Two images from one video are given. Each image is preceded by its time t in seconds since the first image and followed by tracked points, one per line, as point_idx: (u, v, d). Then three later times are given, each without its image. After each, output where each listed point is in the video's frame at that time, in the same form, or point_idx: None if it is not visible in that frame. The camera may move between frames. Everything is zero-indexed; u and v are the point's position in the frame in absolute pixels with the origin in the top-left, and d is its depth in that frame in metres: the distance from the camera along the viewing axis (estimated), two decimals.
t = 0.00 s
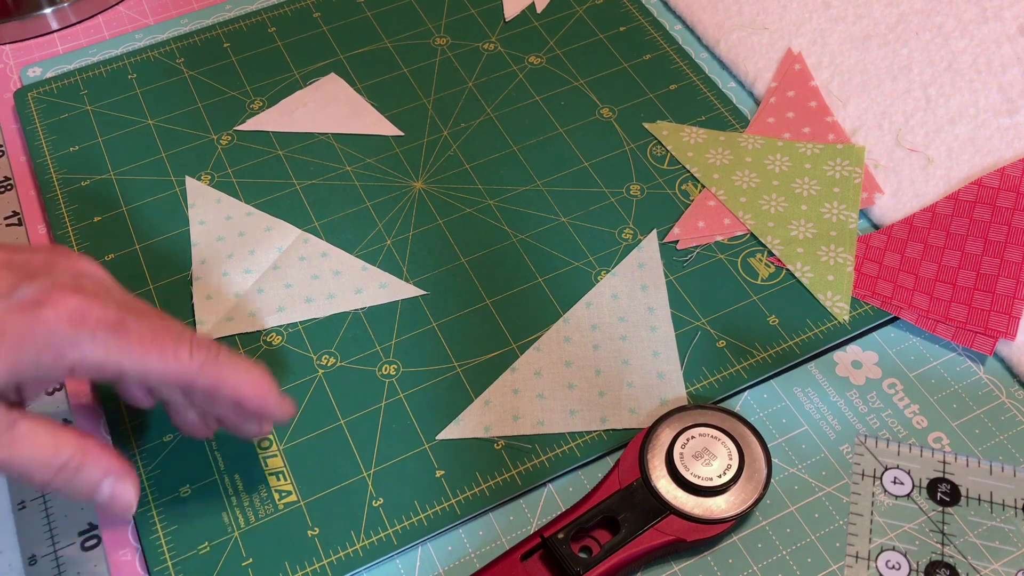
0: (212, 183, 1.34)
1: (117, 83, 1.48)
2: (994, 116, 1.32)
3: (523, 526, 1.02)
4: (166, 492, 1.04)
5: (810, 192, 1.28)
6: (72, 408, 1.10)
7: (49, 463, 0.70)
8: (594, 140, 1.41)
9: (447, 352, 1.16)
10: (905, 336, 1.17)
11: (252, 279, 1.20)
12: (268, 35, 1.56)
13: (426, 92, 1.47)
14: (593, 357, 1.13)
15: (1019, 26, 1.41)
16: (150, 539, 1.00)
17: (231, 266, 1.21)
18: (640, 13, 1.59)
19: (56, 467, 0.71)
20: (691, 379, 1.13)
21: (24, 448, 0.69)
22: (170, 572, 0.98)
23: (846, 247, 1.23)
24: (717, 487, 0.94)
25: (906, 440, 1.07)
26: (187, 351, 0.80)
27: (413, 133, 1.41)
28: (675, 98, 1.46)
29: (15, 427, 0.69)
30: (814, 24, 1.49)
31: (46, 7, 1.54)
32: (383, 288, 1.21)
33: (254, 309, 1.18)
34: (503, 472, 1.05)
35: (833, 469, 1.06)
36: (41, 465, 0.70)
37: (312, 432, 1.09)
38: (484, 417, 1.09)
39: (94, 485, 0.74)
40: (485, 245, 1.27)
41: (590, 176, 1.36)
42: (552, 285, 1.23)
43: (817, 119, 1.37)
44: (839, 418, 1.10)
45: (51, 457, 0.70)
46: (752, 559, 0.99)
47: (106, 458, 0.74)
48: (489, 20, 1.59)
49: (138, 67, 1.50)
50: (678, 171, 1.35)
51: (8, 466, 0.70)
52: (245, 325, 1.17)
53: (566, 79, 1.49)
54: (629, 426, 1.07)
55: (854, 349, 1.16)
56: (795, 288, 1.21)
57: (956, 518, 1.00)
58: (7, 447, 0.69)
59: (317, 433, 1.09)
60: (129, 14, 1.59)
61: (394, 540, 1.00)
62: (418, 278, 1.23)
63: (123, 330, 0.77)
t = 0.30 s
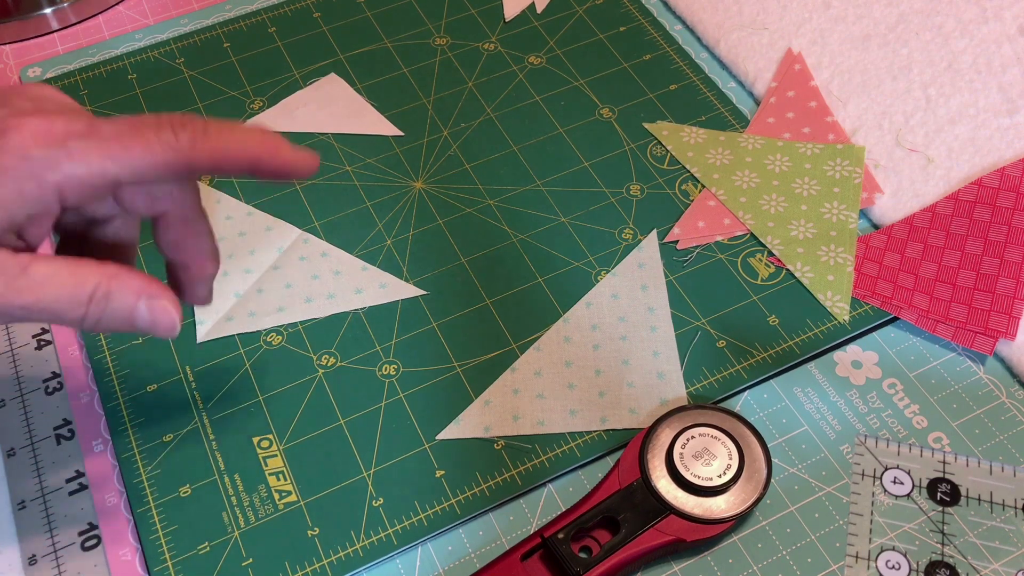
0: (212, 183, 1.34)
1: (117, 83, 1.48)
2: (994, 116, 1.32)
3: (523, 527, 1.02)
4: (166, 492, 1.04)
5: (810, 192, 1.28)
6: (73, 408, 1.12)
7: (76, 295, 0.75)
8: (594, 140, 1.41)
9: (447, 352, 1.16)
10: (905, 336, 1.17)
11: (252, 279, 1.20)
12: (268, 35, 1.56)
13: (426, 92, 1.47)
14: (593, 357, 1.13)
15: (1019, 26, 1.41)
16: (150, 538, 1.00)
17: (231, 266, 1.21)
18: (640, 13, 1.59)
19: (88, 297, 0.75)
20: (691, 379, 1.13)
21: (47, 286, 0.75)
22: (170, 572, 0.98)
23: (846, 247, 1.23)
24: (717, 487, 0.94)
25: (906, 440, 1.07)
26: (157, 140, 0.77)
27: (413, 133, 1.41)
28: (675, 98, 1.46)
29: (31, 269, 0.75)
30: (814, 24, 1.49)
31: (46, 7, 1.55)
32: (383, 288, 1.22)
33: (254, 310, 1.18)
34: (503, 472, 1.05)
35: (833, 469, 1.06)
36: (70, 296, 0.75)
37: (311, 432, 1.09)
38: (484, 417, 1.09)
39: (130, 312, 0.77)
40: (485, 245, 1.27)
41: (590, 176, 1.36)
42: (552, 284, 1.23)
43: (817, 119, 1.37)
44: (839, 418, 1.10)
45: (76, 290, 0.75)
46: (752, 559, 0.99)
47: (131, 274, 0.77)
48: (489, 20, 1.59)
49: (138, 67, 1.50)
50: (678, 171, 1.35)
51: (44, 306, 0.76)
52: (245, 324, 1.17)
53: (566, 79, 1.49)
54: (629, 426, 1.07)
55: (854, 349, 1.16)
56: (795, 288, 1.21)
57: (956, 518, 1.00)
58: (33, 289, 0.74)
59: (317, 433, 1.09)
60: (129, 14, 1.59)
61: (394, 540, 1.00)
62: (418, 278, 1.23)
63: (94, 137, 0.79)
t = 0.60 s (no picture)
0: (212, 183, 1.35)
1: (117, 83, 1.48)
2: (994, 116, 1.32)
3: (523, 526, 1.02)
4: (166, 492, 1.04)
5: (810, 192, 1.28)
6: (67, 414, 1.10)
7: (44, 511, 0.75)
8: (594, 140, 1.41)
9: (447, 352, 1.16)
10: (905, 335, 1.17)
11: (252, 279, 1.20)
12: (268, 35, 1.56)
13: (426, 92, 1.47)
14: (593, 357, 1.13)
15: (1019, 25, 1.40)
16: (150, 539, 1.00)
17: (231, 266, 1.21)
18: (640, 13, 1.59)
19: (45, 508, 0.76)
20: (691, 379, 1.13)
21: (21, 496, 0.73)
22: (170, 572, 0.98)
23: (846, 247, 1.23)
24: (718, 487, 0.94)
25: (906, 440, 1.07)
26: (176, 407, 0.91)
27: (413, 133, 1.41)
28: (675, 98, 1.46)
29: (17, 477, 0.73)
30: (814, 24, 1.49)
31: (46, 8, 1.55)
32: (383, 288, 1.22)
33: (254, 309, 1.18)
34: (503, 472, 1.05)
35: (833, 469, 1.06)
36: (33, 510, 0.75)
37: (311, 432, 1.09)
38: (484, 417, 1.09)
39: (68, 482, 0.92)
40: (485, 245, 1.27)
41: (590, 176, 1.36)
42: (552, 285, 1.23)
43: (817, 119, 1.37)
44: (839, 418, 1.10)
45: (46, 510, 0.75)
46: (753, 559, 0.99)
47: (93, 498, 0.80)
48: (489, 20, 1.59)
49: (138, 67, 1.51)
50: (678, 171, 1.36)
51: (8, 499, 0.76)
52: (245, 324, 1.17)
53: (566, 79, 1.49)
54: (629, 426, 1.07)
55: (854, 349, 1.16)
56: (795, 288, 1.21)
57: (956, 518, 1.00)
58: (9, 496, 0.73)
59: (317, 433, 1.09)
60: (129, 14, 1.59)
61: (394, 540, 1.00)
62: (418, 278, 1.23)
63: (123, 396, 0.85)
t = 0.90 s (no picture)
0: (212, 183, 1.35)
1: (117, 83, 1.48)
2: (994, 116, 1.32)
3: (523, 526, 1.02)
4: (166, 492, 1.04)
5: (810, 192, 1.28)
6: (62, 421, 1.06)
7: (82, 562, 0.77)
8: (594, 140, 1.41)
9: (447, 352, 1.16)
10: (905, 335, 1.17)
11: (252, 279, 1.20)
12: (268, 35, 1.56)
13: (426, 92, 1.47)
14: (593, 357, 1.13)
15: (1019, 25, 1.41)
16: (150, 539, 1.00)
17: (231, 266, 1.21)
18: (641, 13, 1.59)
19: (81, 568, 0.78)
20: (691, 379, 1.13)
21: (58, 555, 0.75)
22: (170, 572, 0.98)
23: (846, 247, 1.23)
24: (718, 487, 0.94)
25: (906, 440, 1.07)
26: (206, 440, 0.88)
27: (413, 133, 1.41)
28: (675, 98, 1.46)
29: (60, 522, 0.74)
30: (813, 24, 1.49)
31: (46, 8, 1.55)
32: (383, 287, 1.21)
33: (254, 310, 1.18)
34: (503, 472, 1.05)
35: (833, 469, 1.06)
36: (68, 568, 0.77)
37: (311, 432, 1.09)
38: (484, 417, 1.09)
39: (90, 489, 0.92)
40: (485, 245, 1.27)
41: (590, 176, 1.36)
42: (552, 285, 1.23)
43: (817, 119, 1.37)
44: (839, 418, 1.10)
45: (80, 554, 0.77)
46: (752, 559, 0.99)
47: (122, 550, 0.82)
48: (489, 20, 1.58)
49: (138, 67, 1.50)
50: (678, 171, 1.36)
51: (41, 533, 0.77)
52: (245, 324, 1.17)
53: (566, 79, 1.49)
54: (629, 426, 1.08)
55: (854, 349, 1.16)
56: (795, 287, 1.21)
57: (956, 518, 1.00)
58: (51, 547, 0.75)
59: (317, 433, 1.09)
60: (129, 14, 1.59)
61: (394, 540, 1.00)
62: (419, 278, 1.23)
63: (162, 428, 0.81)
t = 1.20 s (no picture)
0: (212, 183, 1.35)
1: (117, 83, 1.48)
2: (994, 116, 1.32)
3: (523, 526, 1.02)
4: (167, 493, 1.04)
5: (810, 192, 1.28)
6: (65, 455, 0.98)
7: None
8: (594, 140, 1.41)
9: (447, 352, 1.16)
10: (905, 335, 1.17)
11: (252, 279, 1.20)
12: (269, 35, 1.56)
13: (426, 92, 1.47)
14: (593, 357, 1.13)
15: (1019, 25, 1.40)
16: (150, 539, 1.00)
17: (231, 266, 1.21)
18: (641, 13, 1.59)
19: None
20: (691, 379, 1.13)
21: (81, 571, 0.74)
22: (170, 572, 0.98)
23: (846, 247, 1.23)
24: (717, 487, 0.94)
25: (906, 440, 1.07)
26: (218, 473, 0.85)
27: (413, 133, 1.41)
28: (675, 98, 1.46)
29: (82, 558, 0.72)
30: (814, 24, 1.49)
31: (46, 8, 1.55)
32: (383, 288, 1.21)
33: (254, 310, 1.18)
34: (503, 472, 1.05)
35: (833, 469, 1.06)
36: None
37: (312, 432, 1.09)
38: (484, 417, 1.09)
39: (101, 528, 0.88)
40: (485, 245, 1.27)
41: (590, 176, 1.36)
42: (552, 285, 1.23)
43: (817, 119, 1.37)
44: (839, 418, 1.10)
45: None
46: (752, 559, 0.99)
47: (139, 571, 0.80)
48: (489, 20, 1.58)
49: (138, 67, 1.50)
50: (678, 171, 1.36)
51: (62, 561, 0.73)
52: (245, 325, 1.17)
53: (566, 79, 1.49)
54: (629, 426, 1.08)
55: (854, 349, 1.16)
56: (795, 287, 1.21)
57: (956, 518, 1.00)
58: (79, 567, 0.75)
59: (317, 433, 1.09)
60: (129, 14, 1.59)
61: (394, 540, 1.00)
62: (419, 278, 1.23)
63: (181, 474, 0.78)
